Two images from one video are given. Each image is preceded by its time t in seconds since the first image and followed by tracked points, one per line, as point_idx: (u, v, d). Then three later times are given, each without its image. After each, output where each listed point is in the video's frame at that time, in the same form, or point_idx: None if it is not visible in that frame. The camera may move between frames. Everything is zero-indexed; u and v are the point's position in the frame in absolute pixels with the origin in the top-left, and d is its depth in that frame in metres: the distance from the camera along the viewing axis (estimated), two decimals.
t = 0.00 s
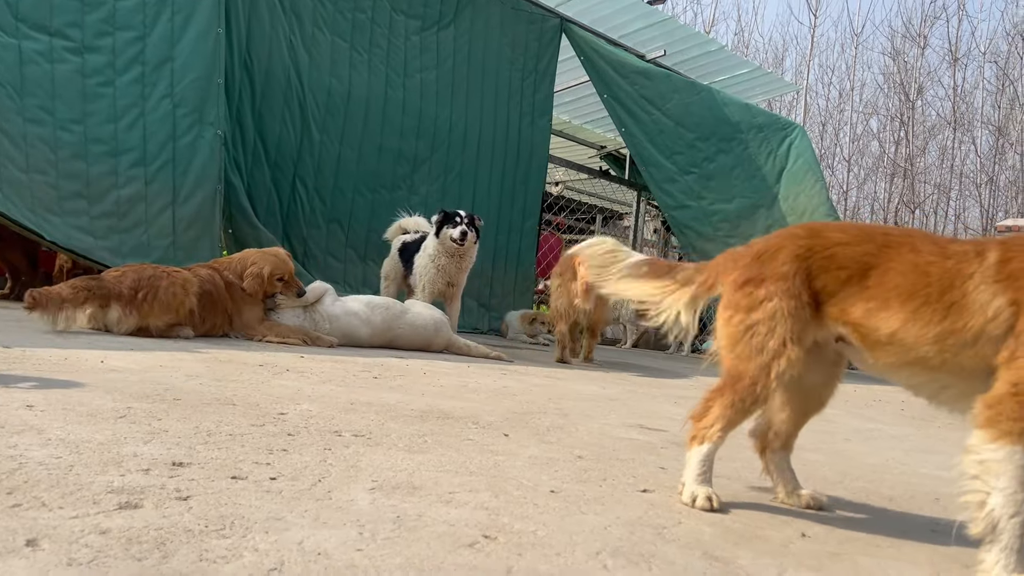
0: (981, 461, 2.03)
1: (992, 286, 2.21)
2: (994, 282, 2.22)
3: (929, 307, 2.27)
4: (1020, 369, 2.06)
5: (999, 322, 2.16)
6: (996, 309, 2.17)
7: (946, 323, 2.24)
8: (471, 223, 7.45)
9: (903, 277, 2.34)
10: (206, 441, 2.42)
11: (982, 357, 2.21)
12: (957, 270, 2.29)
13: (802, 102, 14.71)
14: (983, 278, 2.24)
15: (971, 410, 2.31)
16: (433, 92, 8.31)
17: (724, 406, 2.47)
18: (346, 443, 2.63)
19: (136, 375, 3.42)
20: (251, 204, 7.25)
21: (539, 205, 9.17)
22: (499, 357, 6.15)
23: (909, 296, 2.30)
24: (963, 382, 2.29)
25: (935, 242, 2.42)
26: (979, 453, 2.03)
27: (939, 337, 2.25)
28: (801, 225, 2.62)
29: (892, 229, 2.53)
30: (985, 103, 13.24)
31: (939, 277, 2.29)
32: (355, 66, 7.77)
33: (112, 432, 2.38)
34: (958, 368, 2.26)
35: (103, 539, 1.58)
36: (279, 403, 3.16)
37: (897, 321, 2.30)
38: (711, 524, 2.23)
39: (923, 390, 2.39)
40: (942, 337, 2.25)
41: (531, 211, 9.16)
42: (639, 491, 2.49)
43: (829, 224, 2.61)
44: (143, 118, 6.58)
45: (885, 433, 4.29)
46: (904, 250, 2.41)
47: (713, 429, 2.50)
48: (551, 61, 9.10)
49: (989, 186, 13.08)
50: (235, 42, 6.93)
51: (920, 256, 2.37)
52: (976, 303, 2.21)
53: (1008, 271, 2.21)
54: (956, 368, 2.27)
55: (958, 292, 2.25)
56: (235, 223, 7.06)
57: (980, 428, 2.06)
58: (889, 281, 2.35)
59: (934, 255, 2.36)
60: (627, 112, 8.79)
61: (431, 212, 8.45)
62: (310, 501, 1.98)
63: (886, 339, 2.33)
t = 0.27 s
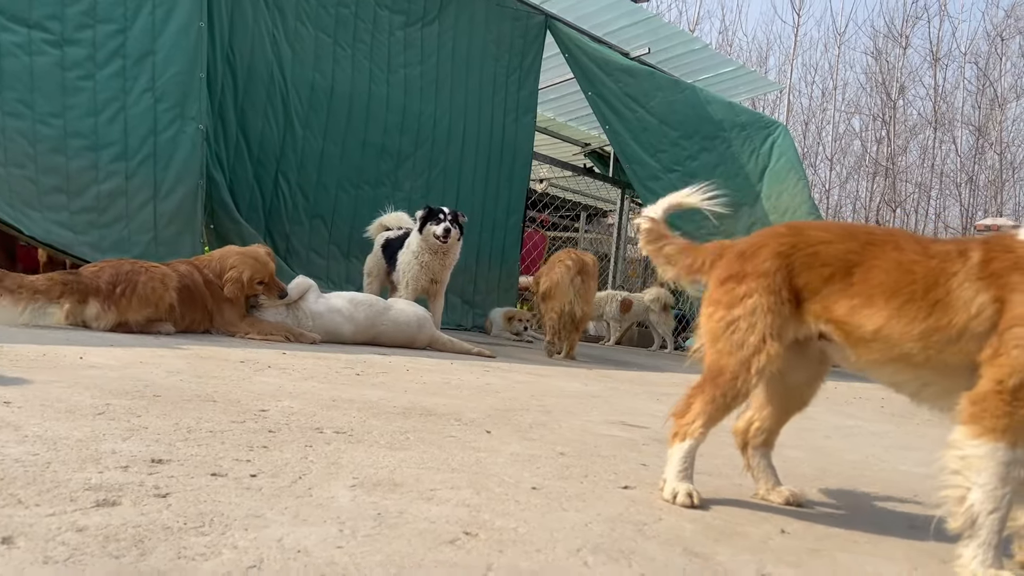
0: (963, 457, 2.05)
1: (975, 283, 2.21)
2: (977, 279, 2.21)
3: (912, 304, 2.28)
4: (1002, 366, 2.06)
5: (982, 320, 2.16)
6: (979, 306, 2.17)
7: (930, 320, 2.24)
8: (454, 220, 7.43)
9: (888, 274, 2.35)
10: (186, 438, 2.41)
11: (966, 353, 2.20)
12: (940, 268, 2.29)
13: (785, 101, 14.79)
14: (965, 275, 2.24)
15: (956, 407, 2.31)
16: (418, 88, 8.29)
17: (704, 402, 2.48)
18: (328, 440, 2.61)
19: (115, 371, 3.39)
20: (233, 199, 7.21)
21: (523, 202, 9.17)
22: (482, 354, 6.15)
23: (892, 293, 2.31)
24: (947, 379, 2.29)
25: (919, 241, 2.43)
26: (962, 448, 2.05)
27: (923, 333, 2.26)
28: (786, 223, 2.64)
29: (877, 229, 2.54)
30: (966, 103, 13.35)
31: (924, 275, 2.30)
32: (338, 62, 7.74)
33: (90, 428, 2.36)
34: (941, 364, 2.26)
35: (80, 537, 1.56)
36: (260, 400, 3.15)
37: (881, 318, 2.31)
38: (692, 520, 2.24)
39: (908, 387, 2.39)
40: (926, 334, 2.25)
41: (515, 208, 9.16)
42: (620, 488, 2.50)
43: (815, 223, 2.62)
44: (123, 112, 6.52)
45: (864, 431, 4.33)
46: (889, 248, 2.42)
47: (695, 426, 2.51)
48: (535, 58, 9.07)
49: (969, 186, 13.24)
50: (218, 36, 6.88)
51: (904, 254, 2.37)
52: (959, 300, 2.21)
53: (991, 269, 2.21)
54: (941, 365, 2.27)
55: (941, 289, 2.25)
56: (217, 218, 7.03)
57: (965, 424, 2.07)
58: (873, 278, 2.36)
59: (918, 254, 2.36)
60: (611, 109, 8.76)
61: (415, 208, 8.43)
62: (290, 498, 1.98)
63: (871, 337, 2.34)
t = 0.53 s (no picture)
0: (938, 452, 2.06)
1: (949, 280, 2.22)
2: (952, 276, 2.23)
3: (889, 302, 2.31)
4: (974, 361, 2.08)
5: (954, 316, 2.17)
6: (951, 303, 2.18)
7: (906, 317, 2.27)
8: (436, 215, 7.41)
9: (868, 273, 2.39)
10: (164, 432, 2.38)
11: (940, 350, 2.21)
12: (917, 265, 2.32)
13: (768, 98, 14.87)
14: (940, 273, 2.26)
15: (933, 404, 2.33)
16: (400, 82, 8.25)
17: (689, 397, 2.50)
18: (308, 435, 2.60)
19: (92, 366, 3.35)
20: (213, 192, 7.16)
21: (506, 197, 9.15)
22: (465, 350, 6.14)
23: (872, 291, 2.35)
24: (925, 376, 2.30)
25: (901, 240, 2.45)
26: (937, 444, 2.06)
27: (899, 330, 2.28)
28: (774, 222, 2.69)
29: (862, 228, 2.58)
30: (946, 102, 13.47)
31: (901, 273, 2.33)
32: (320, 54, 7.69)
33: (66, 423, 2.33)
34: (919, 361, 2.28)
35: (56, 533, 1.54)
36: (240, 395, 3.13)
37: (860, 316, 2.34)
38: (672, 515, 2.25)
39: (888, 384, 2.41)
40: (902, 331, 2.27)
41: (498, 203, 9.14)
42: (602, 483, 2.50)
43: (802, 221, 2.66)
44: (101, 104, 6.45)
45: (844, 426, 4.36)
46: (870, 247, 2.45)
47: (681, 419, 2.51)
48: (518, 54, 9.02)
49: (948, 184, 13.25)
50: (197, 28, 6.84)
51: (884, 253, 2.41)
52: (933, 297, 2.22)
53: (965, 266, 2.22)
54: (918, 361, 2.28)
55: (918, 286, 2.28)
56: (197, 212, 6.98)
57: (939, 420, 2.08)
58: (854, 276, 2.40)
59: (897, 252, 2.40)
60: (594, 104, 8.73)
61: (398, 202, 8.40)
62: (270, 493, 1.96)
63: (851, 334, 2.37)
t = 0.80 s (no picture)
0: (915, 445, 2.09)
1: (925, 274, 2.24)
2: (927, 270, 2.24)
3: (869, 296, 2.30)
4: (950, 355, 2.09)
5: (930, 310, 2.18)
6: (927, 296, 2.19)
7: (885, 312, 2.26)
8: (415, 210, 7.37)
9: (847, 266, 2.38)
10: (138, 427, 2.35)
11: (919, 344, 2.21)
12: (894, 259, 2.32)
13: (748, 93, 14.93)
14: (917, 267, 2.27)
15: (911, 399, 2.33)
16: (380, 74, 8.20)
17: (665, 390, 2.49)
18: (285, 430, 2.58)
19: (65, 359, 3.31)
20: (189, 185, 7.09)
21: (487, 191, 9.13)
22: (444, 344, 6.12)
23: (851, 284, 2.34)
24: (903, 370, 2.31)
25: (878, 235, 2.45)
26: (913, 437, 2.09)
27: (878, 324, 2.28)
28: (752, 215, 2.67)
29: (838, 223, 2.57)
30: (923, 99, 13.59)
31: (880, 266, 2.33)
32: (299, 46, 7.64)
33: (38, 417, 2.30)
34: (897, 355, 2.28)
35: (25, 528, 1.52)
36: (216, 389, 3.10)
37: (839, 309, 2.34)
38: (650, 509, 2.25)
39: (865, 379, 2.41)
40: (881, 325, 2.27)
41: (478, 197, 9.13)
42: (579, 477, 2.50)
43: (780, 215, 2.65)
44: (75, 95, 6.36)
45: (821, 420, 4.39)
46: (848, 241, 2.45)
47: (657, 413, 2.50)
48: (499, 47, 8.99)
49: (926, 181, 13.25)
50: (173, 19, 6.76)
51: (862, 247, 2.41)
52: (911, 291, 2.23)
53: (938, 259, 2.24)
54: (896, 355, 2.28)
55: (896, 281, 2.28)
56: (173, 205, 6.91)
57: (917, 414, 2.11)
58: (833, 270, 2.39)
59: (875, 246, 2.40)
60: (575, 98, 8.73)
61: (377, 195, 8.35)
62: (244, 488, 1.94)
63: (830, 328, 2.36)
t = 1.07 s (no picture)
0: (882, 438, 2.11)
1: (890, 266, 2.26)
2: (892, 263, 2.26)
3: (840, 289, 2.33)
4: (914, 346, 2.11)
5: (894, 302, 2.20)
6: (892, 288, 2.22)
7: (853, 303, 2.29)
8: (392, 203, 7.33)
9: (819, 259, 2.40)
10: (110, 420, 2.33)
11: (885, 335, 2.24)
12: (864, 251, 2.34)
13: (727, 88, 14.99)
14: (884, 259, 2.29)
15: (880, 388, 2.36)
16: (358, 66, 8.15)
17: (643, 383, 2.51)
18: (260, 423, 2.56)
19: (36, 353, 3.26)
20: (164, 176, 7.02)
21: (466, 184, 9.10)
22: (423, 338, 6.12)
23: (823, 277, 2.37)
24: (872, 362, 2.33)
25: (852, 228, 2.47)
26: (882, 429, 2.11)
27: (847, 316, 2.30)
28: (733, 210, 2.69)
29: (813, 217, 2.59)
30: (899, 94, 13.71)
31: (850, 258, 2.35)
32: (275, 37, 7.58)
33: (7, 411, 2.27)
34: (866, 346, 2.30)
35: None
36: (191, 382, 3.07)
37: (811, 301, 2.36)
38: (626, 501, 2.26)
39: (838, 370, 2.43)
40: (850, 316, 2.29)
41: (457, 190, 9.10)
42: (556, 470, 2.50)
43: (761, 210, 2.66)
44: (48, 84, 6.27)
45: (797, 413, 4.43)
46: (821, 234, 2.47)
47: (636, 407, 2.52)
48: (479, 39, 8.96)
49: (902, 176, 13.39)
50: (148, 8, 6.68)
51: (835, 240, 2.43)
52: (877, 283, 2.26)
53: (904, 252, 2.26)
54: (865, 346, 2.30)
55: (864, 273, 2.30)
56: (148, 196, 6.85)
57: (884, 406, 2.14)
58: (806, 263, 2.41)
59: (847, 238, 2.42)
60: (554, 92, 8.70)
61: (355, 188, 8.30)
62: (218, 481, 1.93)
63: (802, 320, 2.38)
